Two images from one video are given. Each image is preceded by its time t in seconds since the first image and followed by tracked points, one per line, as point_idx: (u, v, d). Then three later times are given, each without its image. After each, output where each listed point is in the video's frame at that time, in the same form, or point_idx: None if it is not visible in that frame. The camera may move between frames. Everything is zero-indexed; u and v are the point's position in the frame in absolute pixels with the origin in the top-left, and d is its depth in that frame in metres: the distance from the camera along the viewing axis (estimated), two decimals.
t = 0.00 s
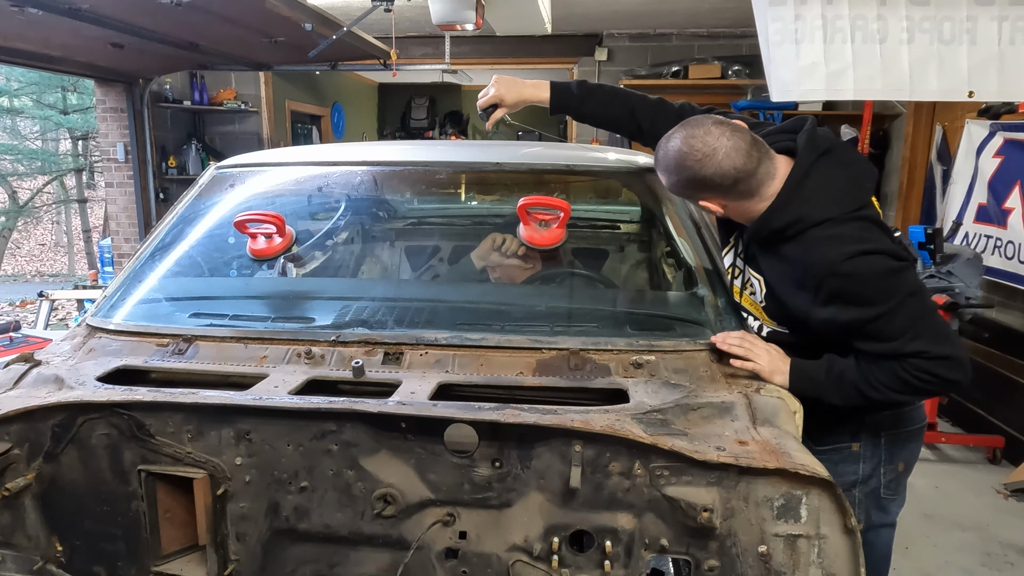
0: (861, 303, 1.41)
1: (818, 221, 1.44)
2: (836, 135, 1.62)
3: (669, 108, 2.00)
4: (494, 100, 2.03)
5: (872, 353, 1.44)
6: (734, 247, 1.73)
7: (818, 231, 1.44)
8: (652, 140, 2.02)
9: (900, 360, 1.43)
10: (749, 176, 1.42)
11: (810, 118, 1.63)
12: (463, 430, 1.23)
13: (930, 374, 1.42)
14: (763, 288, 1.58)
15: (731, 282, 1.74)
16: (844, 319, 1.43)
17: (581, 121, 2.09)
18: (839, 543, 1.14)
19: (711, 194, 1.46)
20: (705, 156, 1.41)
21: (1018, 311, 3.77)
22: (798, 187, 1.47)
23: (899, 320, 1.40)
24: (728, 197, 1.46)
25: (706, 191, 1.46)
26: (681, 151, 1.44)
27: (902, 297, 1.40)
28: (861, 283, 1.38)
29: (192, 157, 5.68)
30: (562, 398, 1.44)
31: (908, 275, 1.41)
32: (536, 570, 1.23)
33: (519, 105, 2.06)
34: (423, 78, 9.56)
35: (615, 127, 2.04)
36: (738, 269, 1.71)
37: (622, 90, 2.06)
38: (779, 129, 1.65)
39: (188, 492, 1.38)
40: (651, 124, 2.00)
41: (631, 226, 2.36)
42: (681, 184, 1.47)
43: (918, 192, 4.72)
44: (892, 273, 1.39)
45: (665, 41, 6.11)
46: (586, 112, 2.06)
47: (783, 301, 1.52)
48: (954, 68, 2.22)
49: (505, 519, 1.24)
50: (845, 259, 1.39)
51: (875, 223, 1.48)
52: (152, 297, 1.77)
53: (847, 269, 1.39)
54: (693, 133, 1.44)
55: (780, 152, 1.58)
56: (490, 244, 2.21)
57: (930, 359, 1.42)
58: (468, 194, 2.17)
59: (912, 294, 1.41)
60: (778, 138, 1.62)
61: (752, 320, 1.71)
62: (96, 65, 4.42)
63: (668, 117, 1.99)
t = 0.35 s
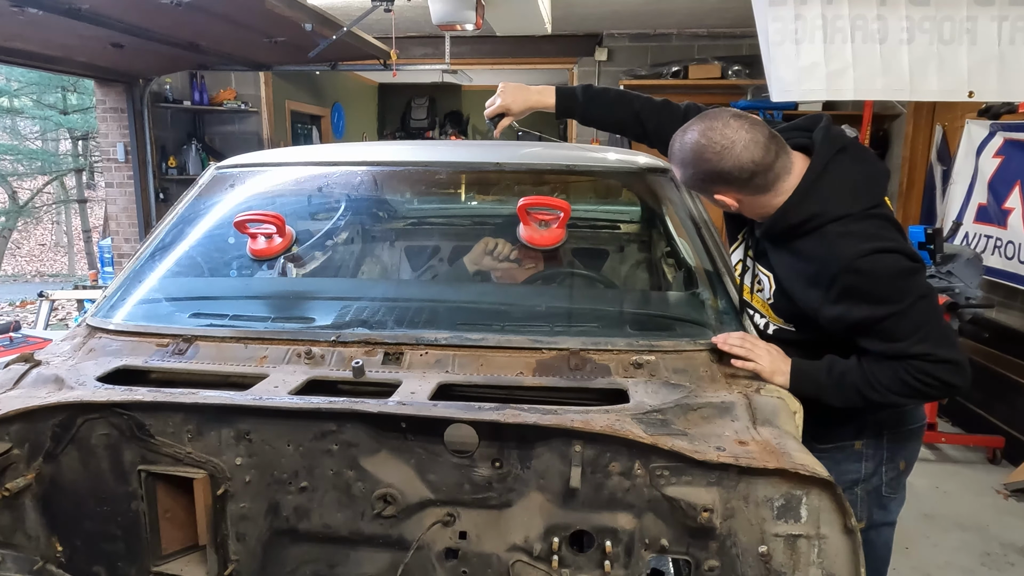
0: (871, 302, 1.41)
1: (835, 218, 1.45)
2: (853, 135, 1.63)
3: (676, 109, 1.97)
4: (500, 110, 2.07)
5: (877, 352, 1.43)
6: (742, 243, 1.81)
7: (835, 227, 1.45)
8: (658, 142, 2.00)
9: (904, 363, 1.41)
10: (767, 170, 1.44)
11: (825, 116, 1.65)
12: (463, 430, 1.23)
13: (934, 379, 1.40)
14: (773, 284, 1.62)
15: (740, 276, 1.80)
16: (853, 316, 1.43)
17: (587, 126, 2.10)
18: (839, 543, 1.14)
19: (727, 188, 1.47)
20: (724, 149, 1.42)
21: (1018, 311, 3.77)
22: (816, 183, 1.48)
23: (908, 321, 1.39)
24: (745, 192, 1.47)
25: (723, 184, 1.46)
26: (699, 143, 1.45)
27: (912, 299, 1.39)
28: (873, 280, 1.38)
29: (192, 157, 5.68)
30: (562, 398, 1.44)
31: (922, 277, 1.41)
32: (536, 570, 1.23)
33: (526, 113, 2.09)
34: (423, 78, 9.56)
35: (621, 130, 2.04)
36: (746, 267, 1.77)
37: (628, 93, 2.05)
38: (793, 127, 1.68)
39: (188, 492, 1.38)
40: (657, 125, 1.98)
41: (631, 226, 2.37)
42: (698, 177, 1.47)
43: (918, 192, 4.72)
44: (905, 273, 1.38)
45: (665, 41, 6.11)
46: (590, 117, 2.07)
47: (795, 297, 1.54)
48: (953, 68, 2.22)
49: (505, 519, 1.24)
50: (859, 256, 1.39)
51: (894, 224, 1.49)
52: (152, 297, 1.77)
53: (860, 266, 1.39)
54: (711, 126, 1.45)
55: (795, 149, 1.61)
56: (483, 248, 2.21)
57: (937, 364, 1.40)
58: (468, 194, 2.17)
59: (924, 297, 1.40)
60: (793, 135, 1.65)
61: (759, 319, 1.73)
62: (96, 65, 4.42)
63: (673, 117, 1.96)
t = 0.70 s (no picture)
0: (875, 295, 1.41)
1: (841, 212, 1.47)
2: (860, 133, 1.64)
3: (683, 102, 1.99)
4: (507, 100, 2.03)
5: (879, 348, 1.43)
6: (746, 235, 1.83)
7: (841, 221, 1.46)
8: (666, 135, 2.00)
9: (906, 358, 1.40)
10: (777, 159, 1.45)
11: (833, 113, 1.66)
12: (462, 430, 1.23)
13: (935, 376, 1.39)
14: (775, 277, 1.64)
15: (741, 270, 1.81)
16: (856, 310, 1.42)
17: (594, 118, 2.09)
18: (839, 543, 1.14)
19: (738, 176, 1.47)
20: (736, 136, 1.42)
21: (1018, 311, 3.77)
22: (822, 177, 1.50)
23: (910, 315, 1.39)
24: (753, 181, 1.48)
25: (733, 172, 1.46)
26: (711, 129, 1.45)
27: (914, 295, 1.39)
28: (876, 273, 1.39)
29: (192, 157, 5.68)
30: (563, 398, 1.44)
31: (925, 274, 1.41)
32: (536, 570, 1.23)
33: (532, 101, 2.06)
34: (423, 78, 9.57)
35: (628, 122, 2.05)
36: (748, 261, 1.78)
37: (636, 84, 2.06)
38: (798, 123, 1.69)
39: (188, 492, 1.38)
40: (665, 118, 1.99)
41: (631, 227, 2.37)
42: (708, 164, 1.47)
43: (918, 192, 4.72)
44: (910, 268, 1.39)
45: (665, 41, 6.11)
46: (598, 108, 2.06)
47: (800, 290, 1.54)
48: (954, 68, 2.22)
49: (505, 519, 1.24)
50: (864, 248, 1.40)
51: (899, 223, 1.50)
52: (152, 297, 1.77)
53: (865, 257, 1.39)
54: (724, 113, 1.45)
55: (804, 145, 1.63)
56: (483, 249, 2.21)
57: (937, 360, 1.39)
58: (468, 195, 2.17)
59: (927, 293, 1.40)
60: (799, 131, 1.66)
61: (759, 313, 1.74)
62: (96, 65, 4.41)
63: (682, 110, 1.97)
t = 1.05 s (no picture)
0: (885, 295, 1.41)
1: (858, 211, 1.48)
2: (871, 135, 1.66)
3: (686, 111, 1.99)
4: (511, 95, 2.05)
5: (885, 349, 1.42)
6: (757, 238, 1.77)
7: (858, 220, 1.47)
8: (670, 144, 2.00)
9: (910, 360, 1.40)
10: (798, 159, 1.45)
11: (844, 116, 1.67)
12: (462, 430, 1.23)
13: (938, 382, 1.39)
14: (786, 279, 1.64)
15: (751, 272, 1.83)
16: (865, 309, 1.42)
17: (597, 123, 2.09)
18: (839, 543, 1.14)
19: (758, 176, 1.46)
20: (760, 135, 1.42)
21: (1018, 311, 3.77)
22: (840, 176, 1.51)
23: (918, 318, 1.39)
24: (774, 182, 1.47)
25: (754, 173, 1.45)
26: (734, 129, 1.44)
27: (924, 299, 1.39)
28: (889, 272, 1.39)
29: (192, 157, 5.68)
30: (563, 398, 1.44)
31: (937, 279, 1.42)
32: (536, 570, 1.23)
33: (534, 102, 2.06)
34: (423, 78, 9.57)
35: (631, 129, 2.04)
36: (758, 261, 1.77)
37: (638, 93, 2.06)
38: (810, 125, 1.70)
39: (188, 492, 1.38)
40: (668, 125, 1.98)
41: (632, 227, 2.37)
42: (730, 164, 1.46)
43: (918, 192, 4.72)
44: (922, 271, 1.40)
45: (665, 41, 6.11)
46: (601, 115, 2.07)
47: (811, 289, 1.54)
48: (953, 68, 2.22)
49: (505, 519, 1.24)
50: (879, 247, 1.41)
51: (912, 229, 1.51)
52: (152, 297, 1.77)
53: (880, 256, 1.40)
54: (746, 113, 1.44)
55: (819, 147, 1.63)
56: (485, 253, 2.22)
57: (940, 366, 1.38)
58: (468, 194, 2.17)
59: (937, 298, 1.40)
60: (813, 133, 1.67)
61: (770, 315, 1.74)
62: (96, 65, 4.42)
63: (686, 120, 1.98)
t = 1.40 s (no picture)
0: (889, 318, 1.43)
1: (865, 231, 1.48)
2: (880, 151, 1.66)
3: (696, 121, 2.00)
4: (525, 87, 2.01)
5: (886, 366, 1.45)
6: (764, 253, 1.80)
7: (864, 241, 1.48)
8: (679, 151, 2.01)
9: (911, 380, 1.43)
10: (808, 183, 1.45)
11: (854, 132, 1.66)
12: (463, 430, 1.23)
13: (936, 403, 1.43)
14: (794, 295, 1.64)
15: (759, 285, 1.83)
16: (870, 329, 1.44)
17: (607, 128, 2.09)
18: (839, 543, 1.14)
19: (768, 199, 1.46)
20: (770, 160, 1.42)
21: (1018, 311, 3.77)
22: (847, 196, 1.51)
23: (919, 340, 1.43)
24: (782, 204, 1.48)
25: (764, 195, 1.46)
26: (744, 151, 1.43)
27: (925, 323, 1.43)
28: (894, 297, 1.42)
29: (192, 157, 5.68)
30: (563, 398, 1.44)
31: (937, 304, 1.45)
32: (536, 570, 1.23)
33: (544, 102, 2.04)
34: (423, 78, 9.58)
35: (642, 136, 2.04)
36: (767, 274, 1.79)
37: (651, 101, 2.07)
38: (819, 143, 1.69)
39: (188, 492, 1.38)
40: (679, 134, 1.99)
41: (631, 227, 2.37)
42: (739, 186, 1.46)
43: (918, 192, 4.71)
44: (925, 296, 1.43)
45: (665, 41, 6.11)
46: (612, 121, 2.06)
47: (815, 306, 1.55)
48: (954, 68, 2.22)
49: (505, 519, 1.24)
50: (886, 272, 1.42)
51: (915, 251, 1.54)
52: (153, 297, 1.77)
53: (887, 280, 1.42)
54: (757, 136, 1.44)
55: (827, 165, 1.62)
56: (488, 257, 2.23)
57: (937, 387, 1.43)
58: (468, 194, 2.17)
59: (937, 322, 1.44)
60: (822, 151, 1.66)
61: (778, 327, 1.75)
62: (96, 65, 4.42)
63: (696, 130, 1.98)
